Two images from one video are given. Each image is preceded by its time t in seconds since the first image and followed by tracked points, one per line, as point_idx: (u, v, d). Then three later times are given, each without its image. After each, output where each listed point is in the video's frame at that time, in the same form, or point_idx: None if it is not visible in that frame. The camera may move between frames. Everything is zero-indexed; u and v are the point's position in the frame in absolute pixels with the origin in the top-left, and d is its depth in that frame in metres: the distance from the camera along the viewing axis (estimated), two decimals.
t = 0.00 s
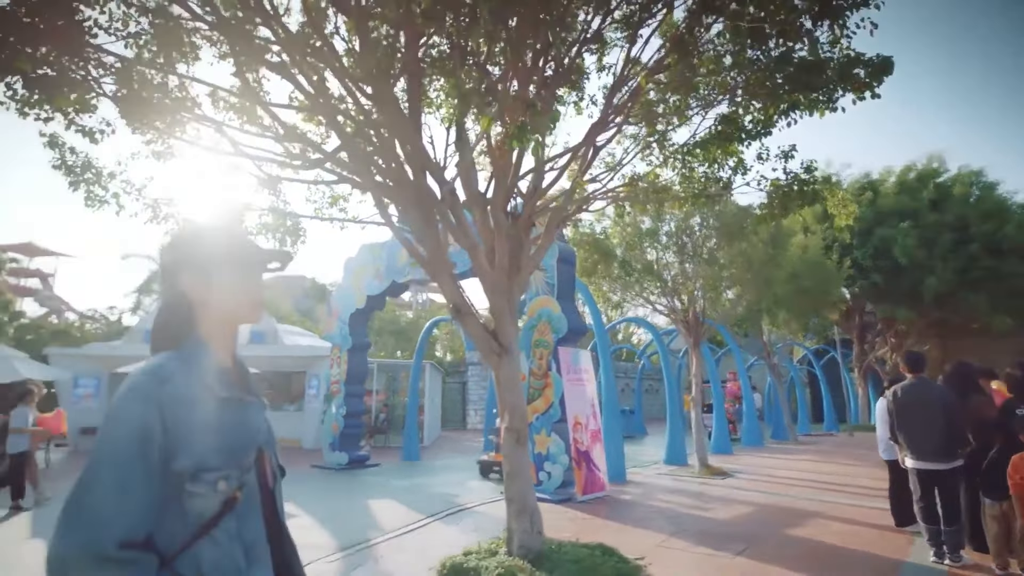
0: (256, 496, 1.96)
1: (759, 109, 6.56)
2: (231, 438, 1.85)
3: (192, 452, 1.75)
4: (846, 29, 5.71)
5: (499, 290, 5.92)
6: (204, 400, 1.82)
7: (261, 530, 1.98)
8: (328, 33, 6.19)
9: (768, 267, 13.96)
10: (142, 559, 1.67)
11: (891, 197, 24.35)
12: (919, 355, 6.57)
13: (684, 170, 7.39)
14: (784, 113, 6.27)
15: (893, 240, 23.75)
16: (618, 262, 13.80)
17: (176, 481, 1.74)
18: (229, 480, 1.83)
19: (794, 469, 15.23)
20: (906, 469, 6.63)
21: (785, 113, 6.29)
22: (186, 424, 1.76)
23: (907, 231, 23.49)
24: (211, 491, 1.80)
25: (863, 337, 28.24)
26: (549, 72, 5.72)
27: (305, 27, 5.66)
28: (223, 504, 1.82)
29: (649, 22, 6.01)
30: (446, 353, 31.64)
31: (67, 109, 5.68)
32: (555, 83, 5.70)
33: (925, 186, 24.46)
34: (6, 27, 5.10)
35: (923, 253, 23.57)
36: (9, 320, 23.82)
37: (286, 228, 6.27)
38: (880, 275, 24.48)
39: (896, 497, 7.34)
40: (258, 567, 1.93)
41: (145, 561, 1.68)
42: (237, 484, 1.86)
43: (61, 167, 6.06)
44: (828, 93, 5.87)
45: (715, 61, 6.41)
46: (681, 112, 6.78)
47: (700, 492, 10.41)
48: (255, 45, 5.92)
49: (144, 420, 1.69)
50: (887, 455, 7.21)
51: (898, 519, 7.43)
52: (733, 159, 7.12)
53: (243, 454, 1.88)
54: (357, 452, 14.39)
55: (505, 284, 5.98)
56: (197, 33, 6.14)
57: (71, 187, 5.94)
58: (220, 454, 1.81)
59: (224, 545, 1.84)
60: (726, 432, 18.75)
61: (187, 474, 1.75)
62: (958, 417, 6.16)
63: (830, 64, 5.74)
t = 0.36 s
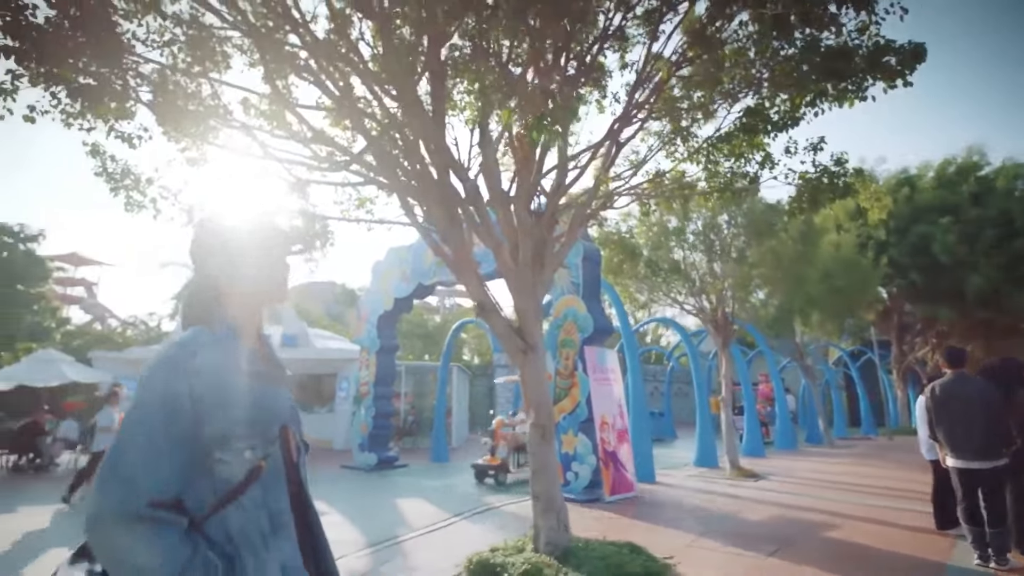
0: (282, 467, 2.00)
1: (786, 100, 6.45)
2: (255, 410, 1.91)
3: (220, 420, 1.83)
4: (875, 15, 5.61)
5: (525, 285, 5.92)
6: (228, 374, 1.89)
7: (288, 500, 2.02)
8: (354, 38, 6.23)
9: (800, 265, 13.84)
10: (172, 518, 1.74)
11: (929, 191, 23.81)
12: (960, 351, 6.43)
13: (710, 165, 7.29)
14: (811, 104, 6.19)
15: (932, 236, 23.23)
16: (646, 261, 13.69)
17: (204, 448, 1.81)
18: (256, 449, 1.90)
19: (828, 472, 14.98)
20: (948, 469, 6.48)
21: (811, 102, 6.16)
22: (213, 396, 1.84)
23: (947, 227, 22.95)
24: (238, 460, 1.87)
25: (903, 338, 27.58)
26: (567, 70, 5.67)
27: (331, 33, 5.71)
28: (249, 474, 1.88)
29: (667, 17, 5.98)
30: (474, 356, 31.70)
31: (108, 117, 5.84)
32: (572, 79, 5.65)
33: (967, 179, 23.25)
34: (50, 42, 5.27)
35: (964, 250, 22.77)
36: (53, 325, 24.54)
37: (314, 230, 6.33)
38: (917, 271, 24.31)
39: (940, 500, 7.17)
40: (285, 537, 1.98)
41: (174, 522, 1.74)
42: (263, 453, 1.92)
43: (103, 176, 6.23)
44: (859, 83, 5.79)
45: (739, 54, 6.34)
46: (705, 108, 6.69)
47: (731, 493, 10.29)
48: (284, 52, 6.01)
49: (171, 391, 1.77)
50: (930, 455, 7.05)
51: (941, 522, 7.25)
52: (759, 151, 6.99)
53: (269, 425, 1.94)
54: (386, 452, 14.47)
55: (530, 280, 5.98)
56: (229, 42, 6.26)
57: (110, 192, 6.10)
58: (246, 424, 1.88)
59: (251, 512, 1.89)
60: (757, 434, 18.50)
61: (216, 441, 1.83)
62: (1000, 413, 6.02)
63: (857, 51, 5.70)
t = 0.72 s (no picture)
0: (308, 443, 2.03)
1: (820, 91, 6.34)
2: (284, 386, 1.94)
3: (247, 395, 1.86)
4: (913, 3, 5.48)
5: (553, 287, 5.92)
6: (258, 351, 1.92)
7: (314, 476, 2.05)
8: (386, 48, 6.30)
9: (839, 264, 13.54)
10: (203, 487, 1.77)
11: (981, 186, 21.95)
12: (1012, 348, 6.20)
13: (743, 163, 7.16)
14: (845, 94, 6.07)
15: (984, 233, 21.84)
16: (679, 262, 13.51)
17: (233, 420, 1.85)
18: (283, 424, 1.92)
19: (872, 479, 14.60)
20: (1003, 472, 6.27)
21: (846, 92, 6.05)
22: (242, 371, 1.88)
23: (999, 223, 21.59)
24: (267, 434, 1.89)
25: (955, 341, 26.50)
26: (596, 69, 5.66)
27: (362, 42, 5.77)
28: (277, 449, 1.90)
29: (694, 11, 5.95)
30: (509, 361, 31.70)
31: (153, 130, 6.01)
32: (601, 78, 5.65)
33: None
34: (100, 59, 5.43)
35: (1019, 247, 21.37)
36: (105, 333, 25.33)
37: (347, 236, 6.43)
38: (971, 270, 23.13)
39: (995, 505, 6.93)
40: (311, 510, 2.01)
41: (208, 490, 1.74)
42: (291, 429, 1.94)
43: (149, 187, 6.41)
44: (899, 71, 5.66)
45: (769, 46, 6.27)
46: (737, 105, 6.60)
47: (771, 499, 10.11)
48: (318, 63, 6.11)
49: (203, 366, 1.81)
50: (985, 458, 6.83)
51: (995, 528, 7.00)
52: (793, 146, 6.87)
53: (297, 401, 1.96)
54: (421, 456, 14.55)
55: (559, 279, 5.97)
56: (265, 55, 6.39)
57: (155, 202, 6.29)
58: (273, 399, 1.90)
59: (279, 485, 1.92)
60: (798, 440, 18.11)
61: (244, 415, 1.86)
62: None
63: (895, 39, 5.60)
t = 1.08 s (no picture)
0: (323, 421, 2.07)
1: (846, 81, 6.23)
2: (301, 365, 1.99)
3: (265, 372, 1.92)
4: None
5: (576, 285, 5.90)
6: (276, 330, 1.97)
7: (330, 454, 2.08)
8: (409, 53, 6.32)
9: (874, 260, 13.25)
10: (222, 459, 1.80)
11: None
12: None
13: (769, 158, 7.02)
14: (873, 82, 5.94)
15: None
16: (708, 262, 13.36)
17: (252, 397, 1.90)
18: (300, 402, 1.97)
19: (912, 483, 14.24)
20: None
21: (873, 82, 5.94)
22: (260, 349, 1.92)
23: None
24: (283, 410, 1.94)
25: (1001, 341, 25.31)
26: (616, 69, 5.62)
27: (386, 49, 5.84)
28: (294, 425, 1.95)
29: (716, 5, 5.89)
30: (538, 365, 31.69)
31: (186, 139, 6.13)
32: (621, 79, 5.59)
33: None
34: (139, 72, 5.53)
35: None
36: (144, 339, 25.91)
37: (372, 240, 6.48)
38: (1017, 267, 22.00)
39: None
40: (327, 485, 2.02)
41: (228, 460, 1.77)
42: (306, 406, 1.98)
43: (182, 195, 6.55)
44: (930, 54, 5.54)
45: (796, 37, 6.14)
46: (761, 100, 6.54)
47: (806, 502, 9.92)
48: (342, 71, 6.19)
49: (224, 342, 1.86)
50: None
51: None
52: (821, 137, 6.75)
53: (313, 379, 2.00)
54: (449, 458, 14.55)
55: (582, 277, 5.94)
56: (292, 64, 6.47)
57: (189, 209, 6.43)
58: (289, 377, 1.95)
59: (296, 461, 1.95)
60: (834, 444, 17.73)
61: (262, 392, 1.91)
62: None
63: (927, 25, 5.50)
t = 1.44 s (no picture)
0: (335, 404, 2.14)
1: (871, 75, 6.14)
2: (312, 349, 2.07)
3: (278, 354, 1.99)
4: None
5: (595, 285, 5.87)
6: (288, 315, 2.04)
7: (341, 435, 2.15)
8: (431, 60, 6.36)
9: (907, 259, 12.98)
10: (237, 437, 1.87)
11: None
12: None
13: (793, 155, 6.94)
14: (899, 74, 5.85)
15: None
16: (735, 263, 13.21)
17: (264, 378, 1.97)
18: (312, 384, 2.04)
19: (951, 489, 13.87)
20: None
21: (900, 75, 5.85)
22: (273, 332, 2.00)
23: None
24: (296, 392, 2.01)
25: None
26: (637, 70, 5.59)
27: (408, 55, 5.89)
28: (305, 406, 2.02)
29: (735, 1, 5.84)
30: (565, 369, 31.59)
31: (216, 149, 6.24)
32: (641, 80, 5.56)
33: None
34: (171, 84, 5.65)
35: None
36: (180, 347, 26.50)
37: (396, 245, 6.53)
38: None
39: None
40: (338, 466, 2.09)
41: (241, 438, 1.85)
42: (318, 389, 2.05)
43: (212, 204, 6.67)
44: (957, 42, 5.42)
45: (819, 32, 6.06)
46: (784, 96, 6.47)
47: (840, 506, 9.74)
48: (364, 78, 6.26)
49: (239, 326, 1.93)
50: None
51: None
52: (848, 132, 6.65)
53: (323, 362, 2.08)
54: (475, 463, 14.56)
55: (602, 277, 5.91)
56: (316, 74, 6.56)
57: (219, 218, 6.54)
58: (301, 360, 2.03)
59: (308, 441, 2.02)
60: (870, 449, 17.37)
61: (274, 373, 1.99)
62: None
63: (954, 13, 5.38)
